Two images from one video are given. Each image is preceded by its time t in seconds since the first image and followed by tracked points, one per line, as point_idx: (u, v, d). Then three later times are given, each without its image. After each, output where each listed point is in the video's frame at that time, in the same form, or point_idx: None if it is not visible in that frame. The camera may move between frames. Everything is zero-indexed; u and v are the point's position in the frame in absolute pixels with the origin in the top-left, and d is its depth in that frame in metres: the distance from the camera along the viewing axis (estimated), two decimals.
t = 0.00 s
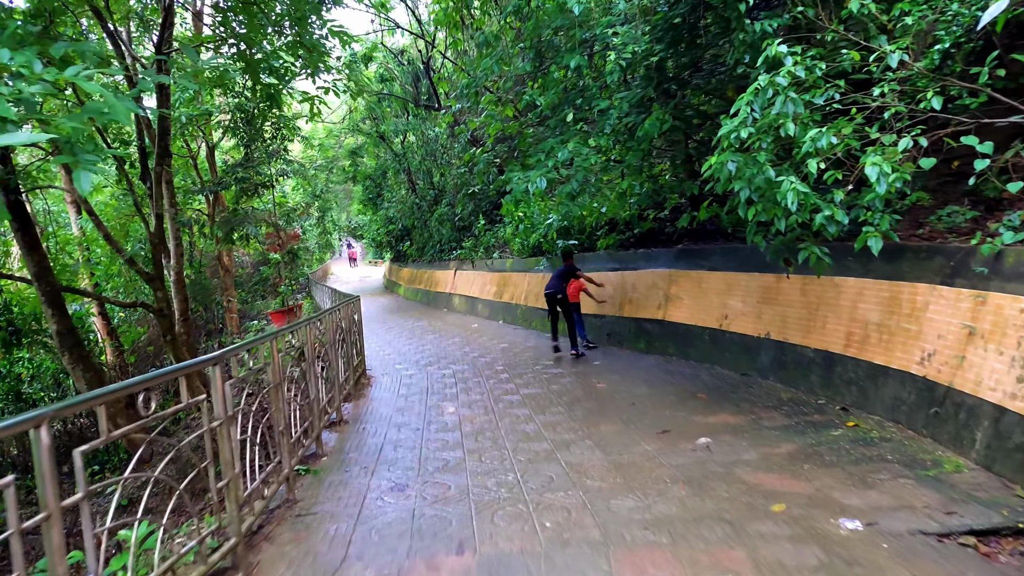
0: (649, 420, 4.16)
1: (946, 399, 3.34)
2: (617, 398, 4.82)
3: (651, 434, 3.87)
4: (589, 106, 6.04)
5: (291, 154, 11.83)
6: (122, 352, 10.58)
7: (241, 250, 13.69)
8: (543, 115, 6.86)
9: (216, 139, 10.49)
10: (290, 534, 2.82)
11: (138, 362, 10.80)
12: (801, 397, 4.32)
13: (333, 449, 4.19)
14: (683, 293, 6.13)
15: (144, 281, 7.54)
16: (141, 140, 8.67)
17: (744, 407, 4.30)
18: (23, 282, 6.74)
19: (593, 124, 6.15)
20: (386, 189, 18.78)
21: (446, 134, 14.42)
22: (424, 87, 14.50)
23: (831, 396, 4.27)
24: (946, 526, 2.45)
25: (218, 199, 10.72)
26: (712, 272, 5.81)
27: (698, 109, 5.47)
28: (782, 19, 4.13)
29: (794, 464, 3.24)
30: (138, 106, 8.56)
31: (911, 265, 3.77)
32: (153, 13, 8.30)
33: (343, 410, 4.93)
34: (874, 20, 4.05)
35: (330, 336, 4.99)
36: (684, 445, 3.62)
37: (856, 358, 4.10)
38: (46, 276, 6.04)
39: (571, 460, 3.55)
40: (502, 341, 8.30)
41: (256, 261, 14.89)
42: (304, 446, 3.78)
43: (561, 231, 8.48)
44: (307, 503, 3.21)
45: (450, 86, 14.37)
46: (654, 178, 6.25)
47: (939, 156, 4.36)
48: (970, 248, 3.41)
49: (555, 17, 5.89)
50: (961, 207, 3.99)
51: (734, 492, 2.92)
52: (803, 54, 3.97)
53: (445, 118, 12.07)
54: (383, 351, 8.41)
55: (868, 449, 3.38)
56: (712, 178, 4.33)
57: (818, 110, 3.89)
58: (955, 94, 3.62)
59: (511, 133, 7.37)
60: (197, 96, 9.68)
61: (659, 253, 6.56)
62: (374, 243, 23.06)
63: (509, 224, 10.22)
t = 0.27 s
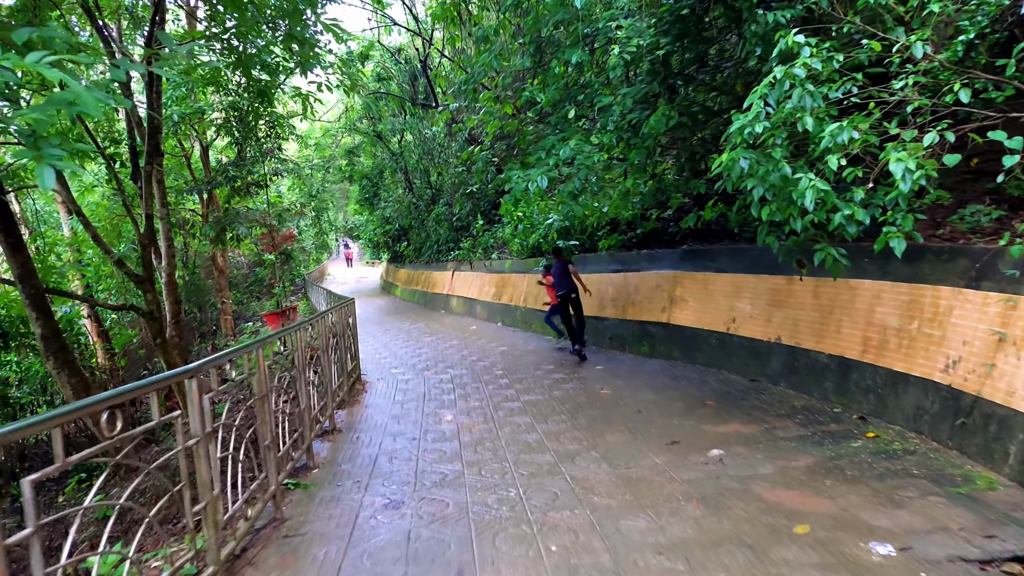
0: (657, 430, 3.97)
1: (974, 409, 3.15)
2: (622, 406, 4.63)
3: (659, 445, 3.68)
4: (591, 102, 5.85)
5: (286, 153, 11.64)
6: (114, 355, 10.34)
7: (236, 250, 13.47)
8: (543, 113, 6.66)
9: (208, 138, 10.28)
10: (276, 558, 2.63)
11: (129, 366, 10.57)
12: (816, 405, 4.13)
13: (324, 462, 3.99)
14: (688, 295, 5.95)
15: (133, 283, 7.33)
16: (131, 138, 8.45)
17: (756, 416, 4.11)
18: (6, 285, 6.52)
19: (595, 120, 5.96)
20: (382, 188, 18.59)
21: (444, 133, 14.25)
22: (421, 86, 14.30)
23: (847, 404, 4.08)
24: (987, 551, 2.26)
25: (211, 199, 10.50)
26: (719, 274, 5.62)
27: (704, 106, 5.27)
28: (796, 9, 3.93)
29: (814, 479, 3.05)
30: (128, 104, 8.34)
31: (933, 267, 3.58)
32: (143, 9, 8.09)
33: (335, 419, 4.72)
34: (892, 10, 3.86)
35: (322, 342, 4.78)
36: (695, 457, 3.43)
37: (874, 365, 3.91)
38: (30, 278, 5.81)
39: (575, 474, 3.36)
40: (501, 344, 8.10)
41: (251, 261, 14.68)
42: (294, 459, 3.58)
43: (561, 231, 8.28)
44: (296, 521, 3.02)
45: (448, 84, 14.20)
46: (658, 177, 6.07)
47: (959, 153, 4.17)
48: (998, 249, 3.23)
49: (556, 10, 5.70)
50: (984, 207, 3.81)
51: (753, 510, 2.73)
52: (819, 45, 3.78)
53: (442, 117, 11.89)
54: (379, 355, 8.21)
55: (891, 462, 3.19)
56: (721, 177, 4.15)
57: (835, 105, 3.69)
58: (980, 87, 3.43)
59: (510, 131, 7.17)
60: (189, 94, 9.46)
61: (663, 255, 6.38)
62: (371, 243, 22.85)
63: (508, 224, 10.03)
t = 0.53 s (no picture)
0: (664, 441, 3.76)
1: (1004, 420, 2.95)
2: (626, 414, 4.42)
3: (667, 457, 3.47)
4: (592, 98, 5.65)
5: (279, 152, 11.43)
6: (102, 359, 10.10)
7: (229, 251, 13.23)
8: (543, 109, 6.45)
9: (199, 137, 10.06)
10: None
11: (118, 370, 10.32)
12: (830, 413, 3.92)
13: (312, 475, 3.78)
14: (693, 297, 5.74)
15: (119, 285, 7.11)
16: (119, 137, 8.23)
17: (767, 425, 3.91)
18: None
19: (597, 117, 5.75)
20: (378, 188, 18.38)
21: (441, 132, 14.05)
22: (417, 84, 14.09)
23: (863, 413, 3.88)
24: None
25: (203, 199, 10.27)
26: (725, 275, 5.43)
27: (709, 101, 5.07)
28: None
29: (835, 497, 2.84)
30: (116, 101, 8.12)
31: (955, 269, 3.37)
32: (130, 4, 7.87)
33: (325, 429, 4.50)
34: None
35: (311, 348, 4.56)
36: (706, 471, 3.22)
37: (893, 372, 3.71)
38: (9, 280, 5.58)
39: (578, 489, 3.14)
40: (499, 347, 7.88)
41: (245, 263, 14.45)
42: (278, 475, 3.37)
43: (560, 231, 8.06)
44: (279, 544, 2.81)
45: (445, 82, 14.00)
46: (661, 175, 5.87)
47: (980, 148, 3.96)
48: None
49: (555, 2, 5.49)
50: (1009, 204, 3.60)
51: (772, 533, 2.53)
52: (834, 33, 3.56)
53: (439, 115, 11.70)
54: (373, 359, 7.99)
55: (916, 477, 2.99)
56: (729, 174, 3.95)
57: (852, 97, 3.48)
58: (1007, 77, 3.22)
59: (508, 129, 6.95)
60: (180, 91, 9.25)
61: (666, 255, 6.19)
62: (367, 244, 22.62)
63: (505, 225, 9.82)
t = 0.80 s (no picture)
0: (673, 456, 3.54)
1: None
2: (631, 426, 4.20)
3: (677, 475, 3.25)
4: (595, 95, 5.43)
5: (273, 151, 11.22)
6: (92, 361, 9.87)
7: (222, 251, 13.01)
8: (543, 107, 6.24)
9: (192, 135, 9.85)
10: None
11: (108, 372, 10.09)
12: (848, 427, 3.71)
13: (299, 491, 3.57)
14: (699, 302, 5.53)
15: (105, 287, 6.89)
16: (107, 134, 8.01)
17: (782, 440, 3.69)
18: None
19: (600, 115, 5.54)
20: (375, 188, 18.16)
21: (440, 131, 13.85)
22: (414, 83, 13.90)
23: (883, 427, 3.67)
24: None
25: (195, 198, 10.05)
26: (733, 279, 5.22)
27: (717, 98, 4.86)
28: None
29: (861, 522, 2.62)
30: (105, 98, 7.90)
31: (984, 276, 3.15)
32: None
33: (314, 440, 4.28)
34: None
35: (301, 354, 4.35)
36: (719, 492, 3.01)
37: (915, 384, 3.49)
38: None
39: (583, 512, 2.92)
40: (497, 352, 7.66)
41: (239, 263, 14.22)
42: (260, 494, 3.16)
43: (560, 232, 7.85)
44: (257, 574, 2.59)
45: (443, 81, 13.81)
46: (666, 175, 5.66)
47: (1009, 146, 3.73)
48: None
49: None
50: None
51: (796, 565, 2.31)
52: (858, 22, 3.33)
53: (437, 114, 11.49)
54: (367, 363, 7.78)
55: (946, 500, 2.77)
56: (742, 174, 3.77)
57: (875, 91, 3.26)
58: None
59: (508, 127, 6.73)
60: (171, 88, 9.04)
61: (671, 258, 5.98)
62: (364, 244, 22.40)
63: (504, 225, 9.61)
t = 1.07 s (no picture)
0: (687, 469, 3.34)
1: None
2: (641, 435, 4.00)
3: (694, 491, 3.04)
4: (600, 88, 5.22)
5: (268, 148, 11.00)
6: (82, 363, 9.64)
7: (217, 251, 12.79)
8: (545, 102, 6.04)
9: (185, 132, 9.64)
10: None
11: (99, 374, 9.87)
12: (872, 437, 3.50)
13: (289, 507, 3.36)
14: (708, 304, 5.32)
15: (94, 287, 6.68)
16: (98, 130, 7.80)
17: (802, 451, 3.48)
18: None
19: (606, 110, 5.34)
20: (373, 187, 17.95)
21: (439, 130, 13.65)
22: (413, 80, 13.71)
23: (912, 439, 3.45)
24: None
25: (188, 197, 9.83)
26: (745, 281, 5.02)
27: (729, 90, 4.65)
28: None
29: (898, 546, 2.40)
30: (95, 93, 7.68)
31: (1020, 277, 2.94)
32: None
33: (305, 451, 4.05)
34: None
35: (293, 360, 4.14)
36: (740, 510, 2.80)
37: (944, 395, 3.28)
38: None
39: (593, 532, 2.71)
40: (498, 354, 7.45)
41: (235, 263, 14.00)
42: (244, 514, 2.94)
43: (562, 232, 7.65)
44: None
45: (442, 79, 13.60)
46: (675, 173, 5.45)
47: None
48: None
49: None
50: None
51: None
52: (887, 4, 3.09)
53: (436, 111, 11.29)
54: (364, 366, 7.57)
55: (990, 520, 2.55)
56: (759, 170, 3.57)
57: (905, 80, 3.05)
58: None
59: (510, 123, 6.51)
60: (164, 84, 8.83)
61: (678, 259, 5.79)
62: (361, 244, 22.18)
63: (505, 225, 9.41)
